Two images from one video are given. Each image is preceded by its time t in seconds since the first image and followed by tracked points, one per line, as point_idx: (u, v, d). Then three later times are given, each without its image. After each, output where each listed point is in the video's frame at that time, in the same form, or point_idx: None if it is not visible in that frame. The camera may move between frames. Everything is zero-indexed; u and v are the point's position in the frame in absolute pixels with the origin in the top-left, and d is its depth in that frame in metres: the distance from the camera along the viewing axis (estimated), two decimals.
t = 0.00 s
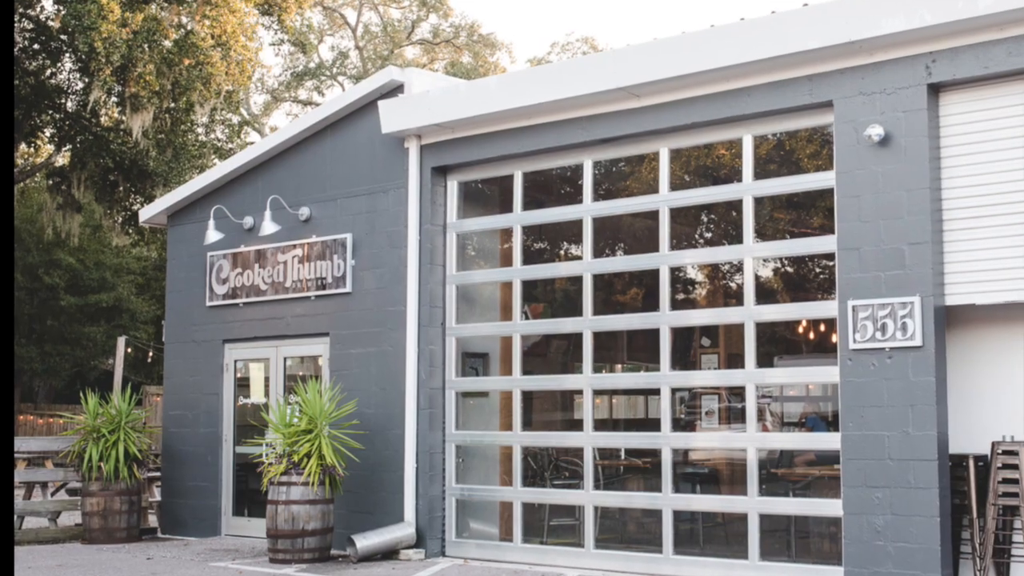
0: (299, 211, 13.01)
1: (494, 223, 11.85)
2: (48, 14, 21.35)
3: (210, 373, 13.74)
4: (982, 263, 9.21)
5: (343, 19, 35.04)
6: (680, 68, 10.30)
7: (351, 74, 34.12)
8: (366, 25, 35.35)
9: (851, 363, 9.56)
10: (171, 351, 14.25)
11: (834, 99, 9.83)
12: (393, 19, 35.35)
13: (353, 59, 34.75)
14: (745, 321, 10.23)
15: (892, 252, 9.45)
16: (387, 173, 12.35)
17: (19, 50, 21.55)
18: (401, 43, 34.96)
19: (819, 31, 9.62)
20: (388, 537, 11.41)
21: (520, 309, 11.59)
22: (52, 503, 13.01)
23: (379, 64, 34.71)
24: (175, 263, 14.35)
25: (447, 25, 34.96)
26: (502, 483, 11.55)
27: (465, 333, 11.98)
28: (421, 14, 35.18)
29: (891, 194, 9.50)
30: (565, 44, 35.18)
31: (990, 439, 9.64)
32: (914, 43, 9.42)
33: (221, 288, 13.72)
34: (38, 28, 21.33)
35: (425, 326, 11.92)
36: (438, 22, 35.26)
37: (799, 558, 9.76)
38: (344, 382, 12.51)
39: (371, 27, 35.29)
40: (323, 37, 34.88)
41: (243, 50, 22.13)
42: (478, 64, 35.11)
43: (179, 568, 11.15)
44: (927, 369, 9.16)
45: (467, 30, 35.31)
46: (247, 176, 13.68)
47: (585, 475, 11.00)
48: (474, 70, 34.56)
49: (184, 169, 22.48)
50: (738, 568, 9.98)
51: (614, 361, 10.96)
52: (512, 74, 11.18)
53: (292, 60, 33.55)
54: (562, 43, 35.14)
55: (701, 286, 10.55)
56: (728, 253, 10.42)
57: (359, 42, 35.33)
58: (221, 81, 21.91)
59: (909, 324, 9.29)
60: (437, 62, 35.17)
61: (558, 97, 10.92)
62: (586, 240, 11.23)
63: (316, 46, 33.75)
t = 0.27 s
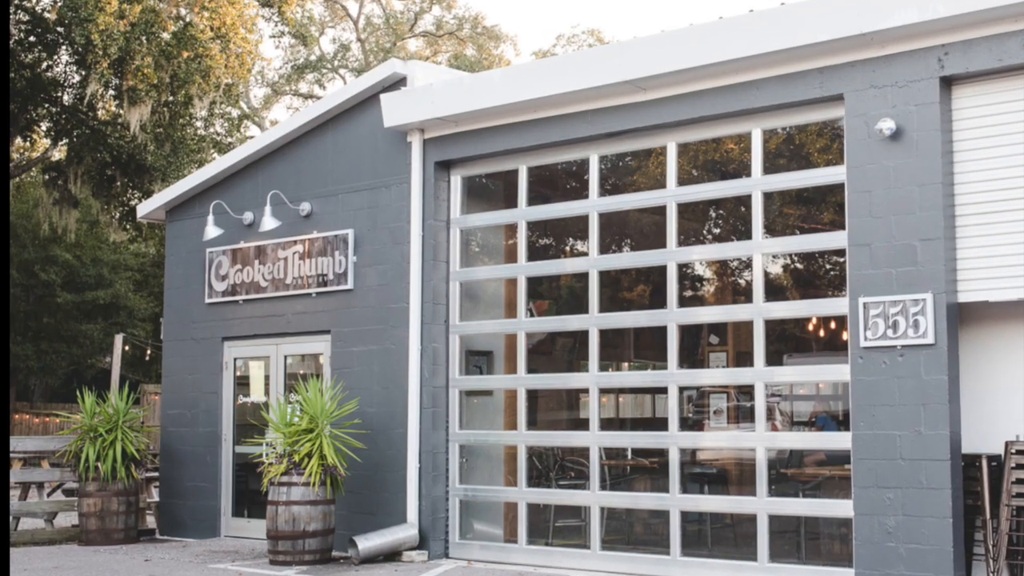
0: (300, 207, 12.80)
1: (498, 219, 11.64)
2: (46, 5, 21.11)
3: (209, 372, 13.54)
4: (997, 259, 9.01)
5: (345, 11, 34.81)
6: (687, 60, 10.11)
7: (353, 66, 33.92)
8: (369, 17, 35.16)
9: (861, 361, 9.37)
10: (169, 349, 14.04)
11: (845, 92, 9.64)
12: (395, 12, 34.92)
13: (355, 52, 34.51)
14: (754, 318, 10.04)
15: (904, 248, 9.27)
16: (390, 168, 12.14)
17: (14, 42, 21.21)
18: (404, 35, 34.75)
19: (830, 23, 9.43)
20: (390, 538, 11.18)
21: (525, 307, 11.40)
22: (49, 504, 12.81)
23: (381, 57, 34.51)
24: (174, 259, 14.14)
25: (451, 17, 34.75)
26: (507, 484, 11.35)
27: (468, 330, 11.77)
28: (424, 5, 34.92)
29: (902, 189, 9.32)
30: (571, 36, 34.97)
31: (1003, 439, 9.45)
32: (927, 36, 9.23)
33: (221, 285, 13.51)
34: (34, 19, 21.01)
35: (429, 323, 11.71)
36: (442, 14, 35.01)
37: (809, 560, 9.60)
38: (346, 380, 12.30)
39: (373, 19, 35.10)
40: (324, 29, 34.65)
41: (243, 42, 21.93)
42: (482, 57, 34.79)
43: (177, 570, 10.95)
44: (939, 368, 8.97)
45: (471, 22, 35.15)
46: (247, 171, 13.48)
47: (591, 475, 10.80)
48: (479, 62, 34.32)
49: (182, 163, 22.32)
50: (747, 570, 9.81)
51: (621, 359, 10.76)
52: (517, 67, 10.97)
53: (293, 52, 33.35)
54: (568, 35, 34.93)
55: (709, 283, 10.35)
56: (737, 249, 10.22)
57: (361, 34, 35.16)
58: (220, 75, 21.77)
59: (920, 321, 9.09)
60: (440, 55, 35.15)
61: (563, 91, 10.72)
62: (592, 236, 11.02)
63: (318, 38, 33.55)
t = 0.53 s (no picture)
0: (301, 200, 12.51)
1: (503, 213, 11.40)
2: None
3: (208, 370, 13.27)
4: (1017, 253, 8.74)
5: None
6: (698, 51, 9.85)
7: (355, 57, 33.61)
8: (372, 6, 34.87)
9: (877, 358, 9.12)
10: (168, 346, 13.77)
11: (859, 83, 9.39)
12: (398, 0, 34.92)
13: (357, 42, 34.11)
14: (766, 314, 9.80)
15: (920, 243, 9.02)
16: (393, 161, 11.87)
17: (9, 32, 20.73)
18: (407, 25, 34.58)
19: (844, 13, 9.18)
20: (393, 539, 10.93)
21: (531, 303, 11.12)
22: (44, 505, 12.56)
23: (384, 47, 34.29)
24: (172, 254, 13.85)
25: (455, 6, 34.74)
26: (513, 484, 11.10)
27: (473, 328, 11.54)
28: None
29: (919, 182, 9.07)
30: (579, 26, 34.68)
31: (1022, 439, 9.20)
32: (943, 26, 8.98)
33: (220, 281, 13.22)
34: (29, 8, 20.51)
35: (434, 320, 11.45)
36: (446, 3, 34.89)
37: (822, 563, 9.35)
38: (348, 378, 12.03)
39: (376, 8, 34.80)
40: (325, 18, 34.26)
41: (242, 32, 21.66)
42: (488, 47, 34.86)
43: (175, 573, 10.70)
44: (957, 365, 8.72)
45: (475, 12, 35.06)
46: (247, 165, 13.20)
47: (599, 476, 10.55)
48: (483, 53, 34.07)
49: (181, 157, 21.89)
50: (759, 573, 9.57)
51: (629, 356, 10.48)
52: (523, 58, 10.71)
53: (294, 43, 32.95)
54: (576, 25, 34.65)
55: (721, 278, 10.10)
56: (748, 244, 9.97)
57: (363, 23, 34.76)
58: (219, 64, 21.50)
59: (937, 318, 8.85)
60: (445, 44, 35.14)
61: (569, 83, 10.47)
62: (600, 231, 10.75)
63: (319, 28, 33.27)
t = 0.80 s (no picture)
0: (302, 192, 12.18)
1: (510, 205, 11.03)
2: None
3: (206, 368, 12.94)
4: None
5: None
6: (710, 39, 9.56)
7: (358, 45, 33.34)
8: None
9: (895, 355, 8.84)
10: (165, 343, 13.43)
11: (877, 72, 9.09)
12: None
13: (359, 29, 33.65)
14: (780, 310, 9.51)
15: (939, 236, 8.75)
16: (397, 152, 11.54)
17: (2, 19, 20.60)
18: (412, 12, 34.29)
19: None
20: (398, 542, 10.63)
21: (539, 298, 10.77)
22: (37, 506, 12.26)
23: (388, 35, 33.80)
24: (168, 248, 13.50)
25: None
26: (521, 485, 10.77)
27: (480, 323, 11.16)
28: None
29: (938, 173, 8.79)
30: (588, 13, 34.34)
31: None
32: (963, 12, 8.71)
33: (218, 275, 12.90)
34: None
35: (439, 315, 11.14)
36: None
37: (839, 566, 9.07)
38: (350, 376, 11.72)
39: None
40: (328, 6, 33.92)
41: (242, 19, 20.36)
42: (494, 34, 34.35)
43: None
44: (977, 362, 8.46)
45: None
46: (246, 157, 12.86)
47: (609, 476, 10.24)
48: (490, 40, 33.67)
49: (179, 148, 20.83)
50: None
51: (641, 353, 10.18)
52: (531, 46, 10.40)
53: (295, 30, 32.80)
54: (585, 12, 34.31)
55: (734, 273, 9.80)
56: (763, 237, 9.67)
57: (367, 11, 34.38)
58: (219, 53, 20.21)
59: (957, 313, 8.58)
60: (451, 32, 34.85)
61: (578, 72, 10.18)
62: (610, 224, 10.42)
63: (321, 16, 32.94)
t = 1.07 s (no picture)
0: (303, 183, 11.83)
1: (518, 197, 10.71)
2: None
3: (204, 365, 12.61)
4: None
5: None
6: (725, 27, 9.23)
7: (361, 32, 32.91)
8: None
9: (915, 352, 8.56)
10: (162, 339, 13.06)
11: (896, 59, 8.79)
12: None
13: (363, 16, 33.21)
14: (797, 305, 9.21)
15: (960, 229, 8.46)
16: (401, 142, 11.21)
17: None
18: None
19: None
20: (402, 544, 10.31)
21: (548, 293, 10.46)
22: (31, 508, 11.96)
23: (393, 21, 32.90)
24: (165, 242, 13.12)
25: None
26: (529, 485, 10.47)
27: (486, 319, 10.86)
28: None
29: (959, 164, 8.50)
30: None
31: None
32: None
33: (217, 270, 12.55)
34: None
35: (444, 311, 10.81)
36: None
37: (857, 569, 8.78)
38: (353, 373, 11.38)
39: None
40: None
41: (240, 4, 19.84)
42: (501, 20, 34.04)
43: None
44: (999, 359, 8.17)
45: None
46: (245, 147, 12.49)
47: (620, 477, 9.94)
48: (497, 27, 33.27)
49: (177, 138, 20.39)
50: None
51: (652, 350, 9.89)
52: (539, 33, 10.09)
53: (297, 17, 32.29)
54: None
55: (749, 267, 9.51)
56: (778, 230, 9.37)
57: None
58: (217, 41, 19.70)
59: (978, 309, 8.29)
60: (456, 19, 34.25)
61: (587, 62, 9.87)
62: (621, 216, 10.10)
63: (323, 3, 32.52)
